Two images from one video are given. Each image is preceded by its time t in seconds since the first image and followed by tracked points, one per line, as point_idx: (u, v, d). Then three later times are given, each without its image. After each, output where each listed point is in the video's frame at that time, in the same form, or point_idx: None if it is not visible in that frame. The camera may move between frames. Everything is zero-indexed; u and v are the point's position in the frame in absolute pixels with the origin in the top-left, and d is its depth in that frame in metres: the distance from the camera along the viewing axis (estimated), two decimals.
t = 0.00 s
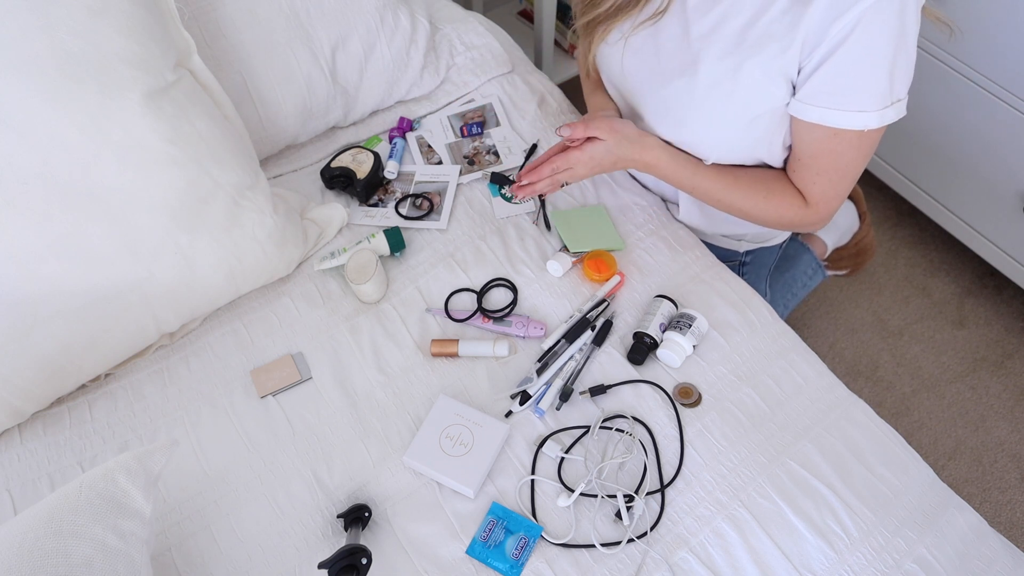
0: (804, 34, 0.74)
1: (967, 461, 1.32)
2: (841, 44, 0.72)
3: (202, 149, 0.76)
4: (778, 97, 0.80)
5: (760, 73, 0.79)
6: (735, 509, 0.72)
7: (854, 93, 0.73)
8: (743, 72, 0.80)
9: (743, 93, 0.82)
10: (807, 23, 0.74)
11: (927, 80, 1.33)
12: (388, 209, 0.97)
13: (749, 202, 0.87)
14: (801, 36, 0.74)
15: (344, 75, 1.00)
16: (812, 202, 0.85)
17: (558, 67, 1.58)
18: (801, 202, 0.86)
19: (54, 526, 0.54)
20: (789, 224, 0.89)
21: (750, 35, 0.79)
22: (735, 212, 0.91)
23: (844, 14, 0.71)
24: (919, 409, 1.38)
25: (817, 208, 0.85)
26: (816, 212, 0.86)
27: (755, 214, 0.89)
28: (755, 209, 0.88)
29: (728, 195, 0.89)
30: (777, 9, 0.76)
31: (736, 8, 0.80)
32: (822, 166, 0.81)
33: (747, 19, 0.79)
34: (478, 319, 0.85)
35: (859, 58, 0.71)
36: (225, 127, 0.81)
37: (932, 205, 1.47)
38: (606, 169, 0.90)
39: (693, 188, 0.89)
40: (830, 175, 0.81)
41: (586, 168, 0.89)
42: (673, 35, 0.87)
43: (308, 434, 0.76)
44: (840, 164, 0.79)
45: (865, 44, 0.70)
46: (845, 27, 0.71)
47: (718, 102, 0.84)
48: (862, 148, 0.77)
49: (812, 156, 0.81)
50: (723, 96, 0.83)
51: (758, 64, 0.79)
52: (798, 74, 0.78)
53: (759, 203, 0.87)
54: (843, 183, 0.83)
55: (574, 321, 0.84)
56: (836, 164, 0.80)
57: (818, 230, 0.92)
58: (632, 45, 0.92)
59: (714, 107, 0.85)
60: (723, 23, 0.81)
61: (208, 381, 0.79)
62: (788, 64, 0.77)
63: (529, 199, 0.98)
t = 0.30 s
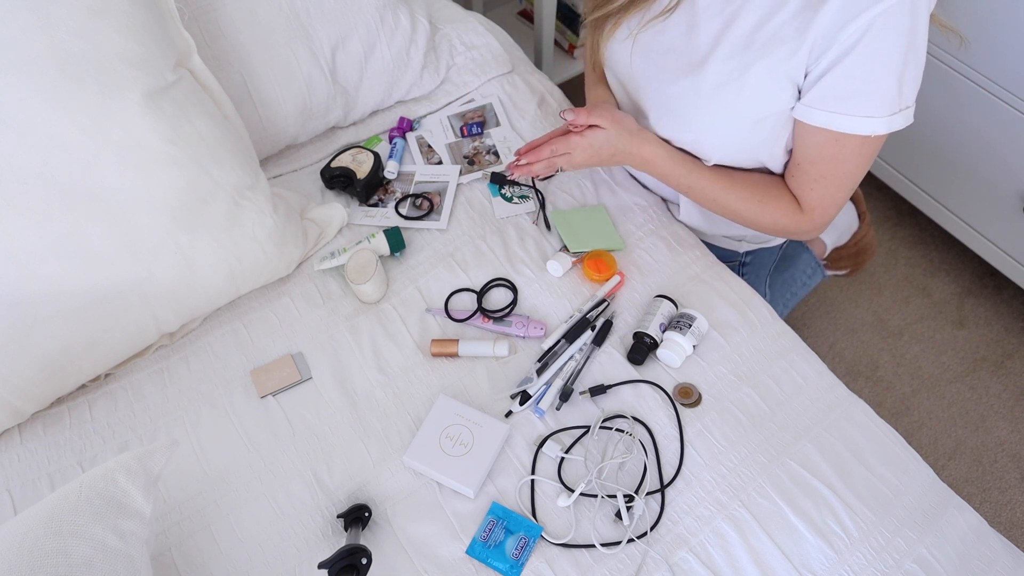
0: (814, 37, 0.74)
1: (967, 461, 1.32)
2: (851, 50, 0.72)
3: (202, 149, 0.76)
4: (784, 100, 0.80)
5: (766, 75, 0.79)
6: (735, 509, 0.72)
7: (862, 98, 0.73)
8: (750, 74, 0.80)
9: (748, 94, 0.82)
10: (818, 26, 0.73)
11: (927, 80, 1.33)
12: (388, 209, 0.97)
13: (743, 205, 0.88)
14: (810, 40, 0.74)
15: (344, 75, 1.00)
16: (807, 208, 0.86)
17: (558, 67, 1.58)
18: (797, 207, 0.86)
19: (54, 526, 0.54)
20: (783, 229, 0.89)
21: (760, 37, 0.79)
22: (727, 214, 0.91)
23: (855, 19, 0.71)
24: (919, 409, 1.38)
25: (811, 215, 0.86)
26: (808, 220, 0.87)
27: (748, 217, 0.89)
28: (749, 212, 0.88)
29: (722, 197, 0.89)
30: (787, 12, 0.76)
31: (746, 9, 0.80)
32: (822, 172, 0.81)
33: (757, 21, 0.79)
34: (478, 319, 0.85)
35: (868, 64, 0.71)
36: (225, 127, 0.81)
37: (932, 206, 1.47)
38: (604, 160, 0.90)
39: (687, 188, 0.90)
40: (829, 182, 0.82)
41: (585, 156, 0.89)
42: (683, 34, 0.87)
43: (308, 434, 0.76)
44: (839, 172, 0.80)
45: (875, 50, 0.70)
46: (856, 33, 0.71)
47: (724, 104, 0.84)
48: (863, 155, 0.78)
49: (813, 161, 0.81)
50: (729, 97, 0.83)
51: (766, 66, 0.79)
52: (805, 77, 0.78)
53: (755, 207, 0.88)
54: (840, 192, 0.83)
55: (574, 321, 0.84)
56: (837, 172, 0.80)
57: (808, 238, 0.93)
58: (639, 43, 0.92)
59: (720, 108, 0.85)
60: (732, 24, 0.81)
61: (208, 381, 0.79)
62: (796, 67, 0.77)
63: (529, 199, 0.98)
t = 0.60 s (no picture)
0: (831, 30, 0.74)
1: (968, 461, 1.32)
2: (869, 40, 0.72)
3: (202, 149, 0.76)
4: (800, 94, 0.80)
5: (782, 69, 0.79)
6: (735, 509, 0.72)
7: (881, 88, 0.73)
8: (766, 68, 0.80)
9: (763, 88, 0.82)
10: (834, 19, 0.73)
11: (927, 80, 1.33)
12: (388, 209, 0.97)
13: (768, 205, 0.86)
14: (826, 32, 0.74)
15: (344, 75, 1.00)
16: (826, 199, 0.85)
17: (558, 67, 1.58)
18: (815, 200, 0.85)
19: (54, 526, 0.54)
20: (803, 224, 0.88)
21: (774, 30, 0.79)
22: (746, 216, 0.89)
23: (872, 10, 0.70)
24: (919, 409, 1.38)
25: (831, 205, 0.86)
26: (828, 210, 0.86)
27: (770, 216, 0.87)
28: (772, 212, 0.87)
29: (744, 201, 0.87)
30: (802, 5, 0.76)
31: (759, 3, 0.79)
32: (840, 164, 0.81)
33: (770, 15, 0.79)
34: (478, 319, 0.85)
35: (887, 54, 0.71)
36: (226, 127, 0.81)
37: (932, 206, 1.47)
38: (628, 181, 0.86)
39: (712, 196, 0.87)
40: (846, 173, 0.81)
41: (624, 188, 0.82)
42: (693, 30, 0.87)
43: (308, 434, 0.76)
44: (857, 162, 0.80)
45: (894, 39, 0.70)
46: (873, 24, 0.71)
47: (739, 99, 0.84)
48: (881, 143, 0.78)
49: (829, 153, 0.80)
50: (745, 92, 0.83)
51: (782, 60, 0.79)
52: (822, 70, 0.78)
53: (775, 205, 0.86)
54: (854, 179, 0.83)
55: (574, 321, 0.84)
56: (854, 161, 0.80)
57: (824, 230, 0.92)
58: (648, 38, 0.92)
59: (734, 104, 0.85)
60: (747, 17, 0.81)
61: (208, 381, 0.79)
62: (812, 61, 0.77)
63: (529, 199, 0.98)
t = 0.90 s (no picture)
0: (822, 35, 0.74)
1: (968, 461, 1.32)
2: (859, 48, 0.71)
3: (202, 149, 0.76)
4: (794, 94, 0.80)
5: (775, 73, 0.80)
6: (735, 509, 0.72)
7: (874, 98, 0.72)
8: (759, 72, 0.81)
9: (757, 90, 0.82)
10: (826, 24, 0.73)
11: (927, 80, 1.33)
12: (388, 209, 0.97)
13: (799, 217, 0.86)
14: (819, 38, 0.74)
15: (344, 75, 1.00)
16: (852, 201, 0.84)
17: (558, 66, 1.58)
18: (842, 202, 0.85)
19: (54, 526, 0.54)
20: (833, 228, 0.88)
21: (769, 31, 0.79)
22: (776, 232, 0.89)
23: (865, 18, 0.70)
24: (919, 409, 1.38)
25: (860, 205, 0.84)
26: (856, 212, 0.86)
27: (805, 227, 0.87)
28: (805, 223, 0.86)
29: (774, 217, 0.87)
30: (797, 7, 0.76)
31: (756, 4, 0.79)
32: (859, 168, 0.80)
33: (766, 16, 0.79)
34: (477, 319, 0.85)
35: (880, 64, 0.71)
36: (226, 127, 0.81)
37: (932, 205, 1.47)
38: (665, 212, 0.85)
39: (745, 216, 0.86)
40: (867, 176, 0.81)
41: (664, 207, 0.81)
42: (688, 29, 0.87)
43: (308, 434, 0.76)
44: (876, 164, 0.79)
45: (886, 49, 0.70)
46: (865, 32, 0.70)
47: (734, 98, 0.85)
48: (895, 144, 0.77)
49: (846, 159, 0.80)
50: (738, 92, 0.84)
51: (775, 62, 0.79)
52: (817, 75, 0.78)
53: (806, 216, 0.86)
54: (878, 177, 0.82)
55: (574, 321, 0.84)
56: (872, 164, 0.79)
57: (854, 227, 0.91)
58: (647, 35, 0.92)
59: (728, 103, 0.86)
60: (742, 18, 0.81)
61: (208, 381, 0.79)
62: (804, 67, 0.77)
63: (529, 199, 0.98)
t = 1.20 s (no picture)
0: (821, 39, 0.74)
1: (967, 461, 1.32)
2: (859, 53, 0.71)
3: (202, 149, 0.76)
4: (792, 98, 0.80)
5: (773, 76, 0.80)
6: (735, 509, 0.72)
7: (870, 102, 0.72)
8: (757, 75, 0.81)
9: (754, 93, 0.82)
10: (826, 27, 0.73)
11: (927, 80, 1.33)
12: (388, 209, 0.97)
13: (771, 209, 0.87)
14: (817, 40, 0.74)
15: (344, 75, 1.00)
16: (834, 207, 0.84)
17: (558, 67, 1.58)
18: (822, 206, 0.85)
19: (54, 526, 0.54)
20: (816, 230, 0.88)
21: (767, 34, 0.79)
22: (757, 221, 0.90)
23: (863, 21, 0.70)
24: (919, 409, 1.38)
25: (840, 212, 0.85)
26: (839, 216, 0.85)
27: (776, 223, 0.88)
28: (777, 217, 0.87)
29: (751, 204, 0.88)
30: (796, 10, 0.76)
31: (755, 7, 0.79)
32: (846, 173, 0.80)
33: (765, 19, 0.79)
34: (478, 319, 0.85)
35: (877, 67, 0.71)
36: (226, 127, 0.81)
37: (932, 206, 1.47)
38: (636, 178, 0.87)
39: (719, 198, 0.88)
40: (851, 183, 0.81)
41: (628, 173, 0.87)
42: (689, 32, 0.87)
43: (308, 434, 0.76)
44: (860, 173, 0.79)
45: (884, 53, 0.70)
46: (863, 36, 0.71)
47: (731, 101, 0.85)
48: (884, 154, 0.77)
49: (833, 163, 0.80)
50: (736, 95, 0.84)
51: (772, 65, 0.79)
52: (814, 79, 0.78)
53: (779, 210, 0.87)
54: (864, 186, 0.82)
55: (574, 321, 0.84)
56: (860, 171, 0.79)
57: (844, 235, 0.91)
58: (648, 36, 0.92)
59: (725, 106, 0.86)
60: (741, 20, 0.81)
61: (208, 381, 0.79)
62: (803, 71, 0.77)
63: (529, 199, 0.98)
